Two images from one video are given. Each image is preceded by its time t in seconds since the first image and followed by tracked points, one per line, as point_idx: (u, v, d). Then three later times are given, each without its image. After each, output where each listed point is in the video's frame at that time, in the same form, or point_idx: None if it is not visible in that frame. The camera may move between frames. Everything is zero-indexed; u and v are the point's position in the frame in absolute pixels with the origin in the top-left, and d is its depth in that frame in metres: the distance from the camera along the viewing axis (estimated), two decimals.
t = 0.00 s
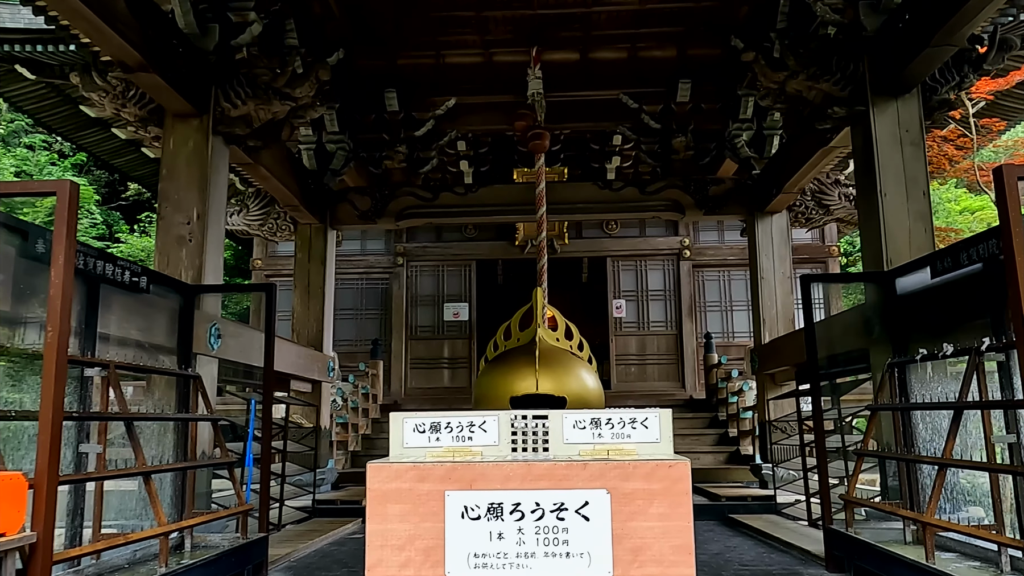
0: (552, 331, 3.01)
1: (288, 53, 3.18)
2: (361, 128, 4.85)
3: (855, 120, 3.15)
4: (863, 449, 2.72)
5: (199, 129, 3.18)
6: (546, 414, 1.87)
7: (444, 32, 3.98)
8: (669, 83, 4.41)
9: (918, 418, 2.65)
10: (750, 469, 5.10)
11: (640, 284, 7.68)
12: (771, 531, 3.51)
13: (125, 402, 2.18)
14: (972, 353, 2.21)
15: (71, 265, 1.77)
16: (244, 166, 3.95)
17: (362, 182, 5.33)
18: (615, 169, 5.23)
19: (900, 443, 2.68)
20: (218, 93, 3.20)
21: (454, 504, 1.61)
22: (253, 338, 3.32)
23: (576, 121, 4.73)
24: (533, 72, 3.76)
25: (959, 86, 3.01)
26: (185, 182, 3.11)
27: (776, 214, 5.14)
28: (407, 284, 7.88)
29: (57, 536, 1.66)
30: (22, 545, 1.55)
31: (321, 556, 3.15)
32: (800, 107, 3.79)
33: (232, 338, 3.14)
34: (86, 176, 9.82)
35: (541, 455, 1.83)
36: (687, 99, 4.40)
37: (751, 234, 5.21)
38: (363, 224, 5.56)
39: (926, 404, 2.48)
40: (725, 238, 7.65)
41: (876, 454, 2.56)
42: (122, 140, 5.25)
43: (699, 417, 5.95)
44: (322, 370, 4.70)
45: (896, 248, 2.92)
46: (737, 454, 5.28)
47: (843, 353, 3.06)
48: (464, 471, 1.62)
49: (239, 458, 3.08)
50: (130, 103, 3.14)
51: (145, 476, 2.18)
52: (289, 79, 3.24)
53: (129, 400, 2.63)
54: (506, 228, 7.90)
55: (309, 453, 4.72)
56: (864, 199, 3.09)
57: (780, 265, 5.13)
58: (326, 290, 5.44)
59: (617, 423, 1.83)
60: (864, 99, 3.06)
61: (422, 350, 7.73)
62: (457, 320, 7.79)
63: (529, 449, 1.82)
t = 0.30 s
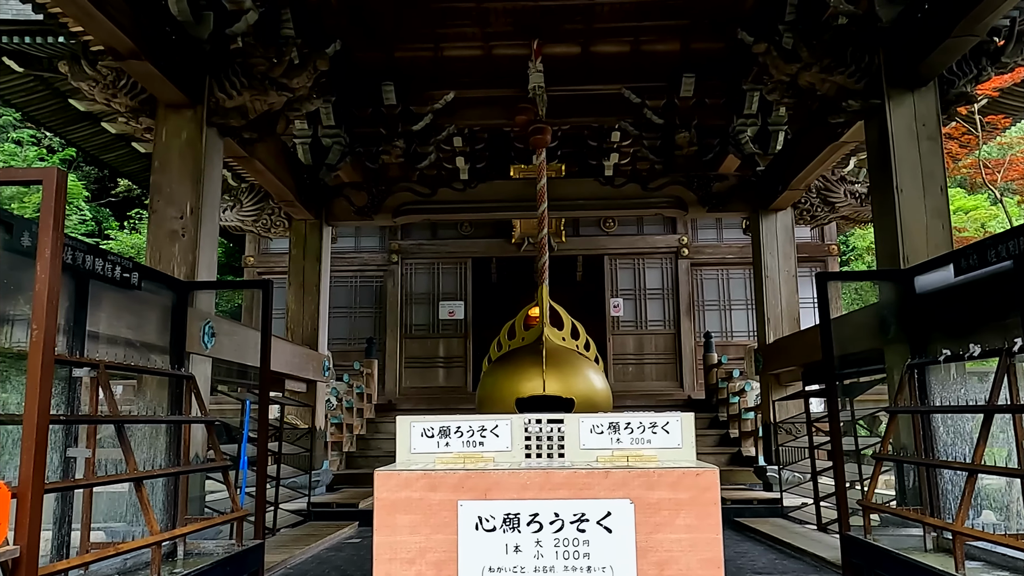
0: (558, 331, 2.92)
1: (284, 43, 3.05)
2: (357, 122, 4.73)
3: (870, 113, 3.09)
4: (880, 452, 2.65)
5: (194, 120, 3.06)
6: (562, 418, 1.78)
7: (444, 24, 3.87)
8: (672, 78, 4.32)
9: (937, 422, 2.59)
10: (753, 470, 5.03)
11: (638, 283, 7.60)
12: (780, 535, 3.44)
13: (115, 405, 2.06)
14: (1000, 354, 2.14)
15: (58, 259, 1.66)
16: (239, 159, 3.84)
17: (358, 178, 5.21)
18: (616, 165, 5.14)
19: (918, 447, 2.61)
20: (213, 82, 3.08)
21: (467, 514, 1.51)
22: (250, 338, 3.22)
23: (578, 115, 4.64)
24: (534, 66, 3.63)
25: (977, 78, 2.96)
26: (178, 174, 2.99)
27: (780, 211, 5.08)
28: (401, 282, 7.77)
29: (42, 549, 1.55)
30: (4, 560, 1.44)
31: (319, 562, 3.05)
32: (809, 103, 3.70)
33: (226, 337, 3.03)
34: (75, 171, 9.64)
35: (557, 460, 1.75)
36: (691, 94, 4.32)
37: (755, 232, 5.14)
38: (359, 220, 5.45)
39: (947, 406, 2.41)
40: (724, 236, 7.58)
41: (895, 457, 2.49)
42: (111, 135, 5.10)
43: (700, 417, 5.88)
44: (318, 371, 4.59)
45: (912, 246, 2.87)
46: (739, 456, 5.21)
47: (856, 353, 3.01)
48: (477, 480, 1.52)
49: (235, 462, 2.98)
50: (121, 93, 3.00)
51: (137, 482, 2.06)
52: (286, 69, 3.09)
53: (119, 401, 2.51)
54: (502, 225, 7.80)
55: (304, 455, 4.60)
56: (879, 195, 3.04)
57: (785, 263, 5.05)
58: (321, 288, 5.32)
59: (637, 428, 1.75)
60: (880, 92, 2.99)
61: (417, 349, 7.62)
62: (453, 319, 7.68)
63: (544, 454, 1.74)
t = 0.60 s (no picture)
0: (561, 330, 2.85)
1: (281, 34, 2.97)
2: (354, 117, 4.65)
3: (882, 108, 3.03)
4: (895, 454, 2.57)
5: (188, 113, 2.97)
6: (573, 419, 1.72)
7: (444, 16, 3.78)
8: (675, 73, 4.24)
9: (954, 422, 2.53)
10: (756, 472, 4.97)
11: (637, 282, 7.53)
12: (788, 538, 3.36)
13: (105, 405, 1.97)
14: None
15: (42, 250, 1.58)
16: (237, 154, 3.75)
17: (356, 175, 5.12)
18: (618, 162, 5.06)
19: (935, 449, 2.54)
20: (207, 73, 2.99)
21: (476, 521, 1.43)
22: (246, 338, 3.14)
23: (579, 112, 4.56)
24: (535, 60, 3.52)
25: (992, 71, 2.90)
26: (172, 169, 2.90)
27: (785, 208, 5.01)
28: (398, 281, 7.68)
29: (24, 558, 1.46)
30: None
31: (317, 567, 2.96)
32: (816, 98, 3.64)
33: (221, 336, 2.95)
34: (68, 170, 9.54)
35: (567, 464, 1.67)
36: (695, 89, 4.24)
37: (759, 229, 5.08)
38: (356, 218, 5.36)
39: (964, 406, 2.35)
40: (724, 235, 7.51)
41: (910, 459, 2.42)
42: (104, 131, 5.00)
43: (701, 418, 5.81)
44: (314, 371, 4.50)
45: (926, 243, 2.81)
46: (742, 457, 5.14)
47: (868, 352, 2.95)
48: (486, 484, 1.44)
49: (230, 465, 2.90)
50: (112, 85, 2.90)
51: (127, 486, 1.96)
52: (282, 60, 2.99)
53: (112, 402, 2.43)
54: (500, 224, 7.72)
55: (300, 457, 4.50)
56: (890, 190, 2.98)
57: (789, 261, 4.99)
58: (318, 287, 5.23)
59: (650, 429, 1.68)
60: (893, 84, 2.92)
61: (415, 349, 7.53)
62: (451, 318, 7.60)
63: (553, 458, 1.67)
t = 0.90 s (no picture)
0: (564, 329, 2.75)
1: (275, 25, 2.88)
2: (353, 113, 4.56)
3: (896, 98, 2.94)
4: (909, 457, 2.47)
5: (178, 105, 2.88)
6: (579, 419, 1.62)
7: (444, 10, 3.70)
8: (679, 67, 4.15)
9: (971, 423, 2.44)
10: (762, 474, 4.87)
11: (640, 283, 7.44)
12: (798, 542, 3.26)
13: (87, 406, 1.88)
14: None
15: (11, 238, 1.48)
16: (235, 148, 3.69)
17: (357, 172, 5.06)
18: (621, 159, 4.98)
19: (952, 452, 2.45)
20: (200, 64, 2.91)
21: (477, 528, 1.34)
22: (238, 337, 3.05)
23: (582, 108, 4.47)
24: (536, 54, 3.42)
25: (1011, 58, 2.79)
26: (163, 162, 2.82)
27: (791, 206, 4.91)
28: (398, 282, 7.59)
29: None
30: None
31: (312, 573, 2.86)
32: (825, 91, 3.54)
33: (212, 335, 2.86)
34: (64, 170, 9.46)
35: (573, 467, 1.58)
36: (700, 84, 4.16)
37: (765, 228, 4.99)
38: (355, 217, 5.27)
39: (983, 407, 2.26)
40: (728, 235, 7.41)
41: (928, 461, 2.33)
42: (99, 130, 4.84)
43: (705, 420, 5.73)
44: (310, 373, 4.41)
45: (941, 236, 2.71)
46: (747, 459, 5.04)
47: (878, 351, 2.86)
48: (488, 488, 1.35)
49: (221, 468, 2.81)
50: (101, 75, 2.81)
51: (110, 491, 1.87)
52: (276, 50, 2.93)
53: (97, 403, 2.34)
54: (500, 224, 7.64)
55: (296, 460, 4.39)
56: (903, 183, 2.89)
57: (796, 260, 4.90)
58: (315, 287, 5.14)
59: (661, 429, 1.59)
60: (907, 75, 2.84)
61: (414, 351, 7.44)
62: (451, 319, 7.51)
63: (559, 460, 1.58)
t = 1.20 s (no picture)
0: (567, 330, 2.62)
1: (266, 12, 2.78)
2: (350, 106, 4.42)
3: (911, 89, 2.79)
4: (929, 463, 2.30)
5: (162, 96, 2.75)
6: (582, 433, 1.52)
7: None
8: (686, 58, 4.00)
9: (995, 429, 2.27)
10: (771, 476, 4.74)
11: (645, 279, 7.30)
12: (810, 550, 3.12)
13: (56, 417, 1.77)
14: None
15: None
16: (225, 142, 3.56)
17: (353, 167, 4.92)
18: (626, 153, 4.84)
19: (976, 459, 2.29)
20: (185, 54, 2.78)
21: (468, 557, 1.24)
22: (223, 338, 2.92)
23: (585, 100, 4.33)
24: (538, 45, 3.28)
25: None
26: (146, 155, 2.70)
27: (801, 200, 4.77)
28: (399, 279, 7.47)
29: None
30: None
31: None
32: (838, 83, 3.40)
33: (199, 337, 2.74)
34: (63, 167, 9.36)
35: (575, 485, 1.48)
36: (707, 75, 4.01)
37: (774, 223, 4.84)
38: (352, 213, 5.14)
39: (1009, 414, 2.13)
40: (735, 230, 7.27)
41: (948, 472, 2.17)
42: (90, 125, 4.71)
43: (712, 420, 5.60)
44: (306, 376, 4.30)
45: (961, 230, 2.55)
46: (756, 461, 4.92)
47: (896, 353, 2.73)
48: (480, 512, 1.26)
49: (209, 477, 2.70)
50: (81, 64, 2.69)
51: (78, 509, 1.73)
52: (266, 39, 2.82)
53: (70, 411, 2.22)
54: (503, 220, 7.51)
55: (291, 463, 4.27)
56: (920, 178, 2.73)
57: (807, 256, 4.76)
58: (312, 284, 5.02)
59: (672, 444, 1.49)
60: (925, 64, 2.67)
61: (416, 348, 7.33)
62: (453, 317, 7.39)
63: (560, 478, 1.48)
